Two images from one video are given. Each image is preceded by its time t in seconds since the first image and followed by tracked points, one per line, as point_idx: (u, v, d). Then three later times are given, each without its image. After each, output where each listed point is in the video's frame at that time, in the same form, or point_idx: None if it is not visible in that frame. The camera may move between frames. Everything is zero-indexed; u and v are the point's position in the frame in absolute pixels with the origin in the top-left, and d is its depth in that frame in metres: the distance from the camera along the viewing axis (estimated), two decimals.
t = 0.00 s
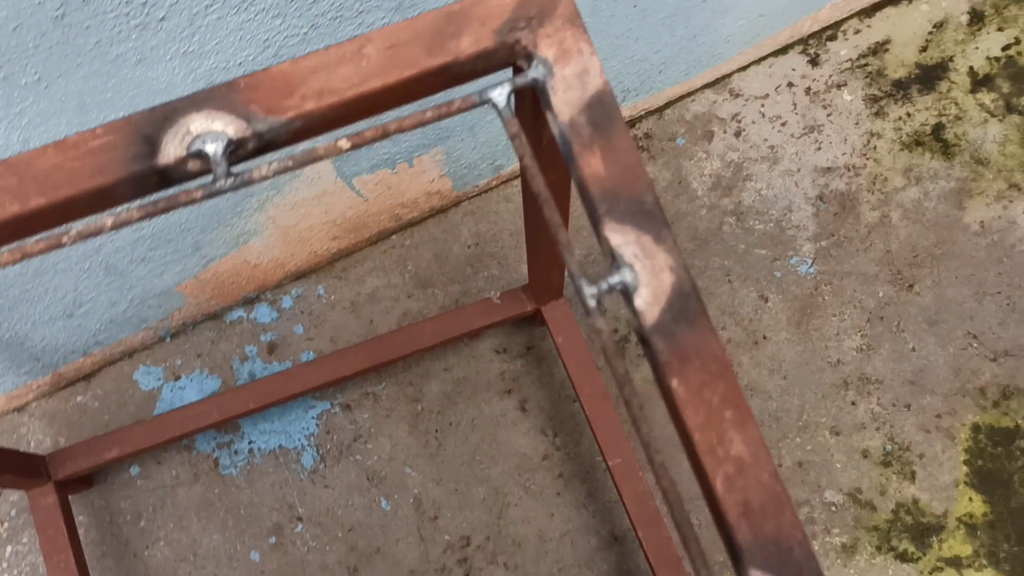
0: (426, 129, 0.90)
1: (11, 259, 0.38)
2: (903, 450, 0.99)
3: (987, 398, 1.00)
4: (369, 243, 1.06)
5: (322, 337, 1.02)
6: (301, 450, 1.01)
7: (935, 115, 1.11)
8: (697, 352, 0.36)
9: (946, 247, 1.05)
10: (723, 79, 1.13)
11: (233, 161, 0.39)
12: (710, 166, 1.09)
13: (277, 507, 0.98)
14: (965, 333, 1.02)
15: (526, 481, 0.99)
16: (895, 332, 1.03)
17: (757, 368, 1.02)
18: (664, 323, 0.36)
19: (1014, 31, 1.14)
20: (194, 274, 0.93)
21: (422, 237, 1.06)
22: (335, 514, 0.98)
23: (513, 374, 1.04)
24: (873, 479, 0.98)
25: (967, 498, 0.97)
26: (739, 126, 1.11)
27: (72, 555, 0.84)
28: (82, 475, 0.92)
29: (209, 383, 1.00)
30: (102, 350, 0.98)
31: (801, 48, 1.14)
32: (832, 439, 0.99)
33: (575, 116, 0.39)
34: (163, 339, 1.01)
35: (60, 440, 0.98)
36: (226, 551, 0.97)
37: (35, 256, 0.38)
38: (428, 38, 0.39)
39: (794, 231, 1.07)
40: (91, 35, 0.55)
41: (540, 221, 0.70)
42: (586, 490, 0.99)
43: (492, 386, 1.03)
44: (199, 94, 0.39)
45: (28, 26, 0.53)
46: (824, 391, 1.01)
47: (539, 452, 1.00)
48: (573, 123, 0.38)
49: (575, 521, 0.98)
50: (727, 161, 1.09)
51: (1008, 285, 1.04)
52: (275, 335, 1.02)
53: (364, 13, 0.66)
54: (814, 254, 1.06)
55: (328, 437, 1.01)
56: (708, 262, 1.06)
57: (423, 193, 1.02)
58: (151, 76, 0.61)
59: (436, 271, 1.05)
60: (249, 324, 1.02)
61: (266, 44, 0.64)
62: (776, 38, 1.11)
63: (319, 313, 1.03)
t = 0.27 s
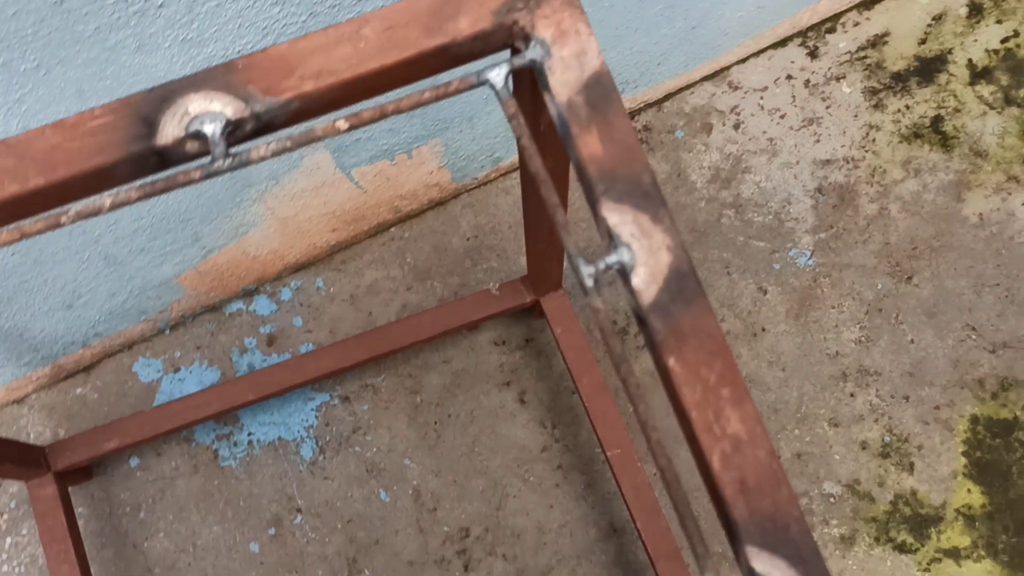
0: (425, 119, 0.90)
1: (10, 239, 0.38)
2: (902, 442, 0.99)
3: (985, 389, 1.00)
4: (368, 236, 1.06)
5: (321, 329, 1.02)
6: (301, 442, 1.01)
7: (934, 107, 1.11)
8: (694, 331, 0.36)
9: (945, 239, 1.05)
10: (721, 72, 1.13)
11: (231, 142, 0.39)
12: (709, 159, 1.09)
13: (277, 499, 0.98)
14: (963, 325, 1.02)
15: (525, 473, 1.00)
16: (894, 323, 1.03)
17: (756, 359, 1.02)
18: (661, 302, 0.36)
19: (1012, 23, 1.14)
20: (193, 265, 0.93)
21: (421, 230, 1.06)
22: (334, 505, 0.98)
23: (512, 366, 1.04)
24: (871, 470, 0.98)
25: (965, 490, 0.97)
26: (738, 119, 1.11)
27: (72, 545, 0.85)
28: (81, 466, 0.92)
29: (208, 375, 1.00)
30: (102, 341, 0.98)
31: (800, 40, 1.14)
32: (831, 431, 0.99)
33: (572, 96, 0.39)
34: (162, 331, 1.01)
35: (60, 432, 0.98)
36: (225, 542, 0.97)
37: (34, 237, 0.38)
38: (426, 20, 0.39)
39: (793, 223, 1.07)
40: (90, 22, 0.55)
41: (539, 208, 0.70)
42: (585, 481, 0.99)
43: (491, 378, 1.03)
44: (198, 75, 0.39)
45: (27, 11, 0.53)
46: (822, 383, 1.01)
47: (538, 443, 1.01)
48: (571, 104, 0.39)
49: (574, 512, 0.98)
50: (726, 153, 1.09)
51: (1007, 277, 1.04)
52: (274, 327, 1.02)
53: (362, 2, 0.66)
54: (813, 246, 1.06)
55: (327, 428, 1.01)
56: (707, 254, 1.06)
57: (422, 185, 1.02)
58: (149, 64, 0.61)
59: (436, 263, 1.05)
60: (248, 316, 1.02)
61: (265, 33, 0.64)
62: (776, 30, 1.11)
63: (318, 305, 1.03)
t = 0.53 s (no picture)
0: (424, 110, 0.90)
1: (7, 218, 0.38)
2: (900, 435, 0.99)
3: (983, 382, 1.00)
4: (367, 228, 1.05)
5: (319, 320, 1.02)
6: (299, 433, 1.01)
7: (933, 101, 1.11)
8: (690, 311, 0.36)
9: (943, 233, 1.05)
10: (721, 65, 1.13)
11: (228, 123, 0.39)
12: (708, 152, 1.09)
13: (275, 490, 0.98)
14: (962, 318, 1.02)
15: (523, 465, 1.00)
16: (892, 317, 1.03)
17: (754, 352, 1.02)
18: (657, 283, 0.37)
19: (1012, 17, 1.14)
20: (192, 256, 0.93)
21: (420, 222, 1.06)
22: (332, 497, 0.98)
23: (510, 358, 1.04)
24: (869, 463, 0.98)
25: (963, 483, 0.97)
26: (737, 112, 1.11)
27: (70, 536, 0.85)
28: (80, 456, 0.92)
29: (207, 366, 1.00)
30: (100, 332, 0.98)
31: (800, 34, 1.14)
32: (829, 423, 0.99)
33: (570, 78, 0.39)
34: (160, 322, 1.01)
35: (58, 423, 0.98)
36: (224, 533, 0.97)
37: (31, 216, 0.38)
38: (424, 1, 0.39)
39: (792, 216, 1.07)
40: (88, 7, 0.55)
41: (537, 196, 0.70)
42: (582, 473, 0.99)
43: (489, 370, 1.03)
44: (195, 55, 0.39)
45: None
46: (820, 376, 1.01)
47: (536, 436, 1.01)
48: (568, 85, 0.39)
49: (571, 504, 0.98)
50: (725, 147, 1.09)
51: (1005, 271, 1.04)
52: (273, 319, 1.02)
53: None
54: (811, 240, 1.06)
55: (325, 420, 1.01)
56: (705, 247, 1.06)
57: (420, 177, 1.02)
58: (148, 51, 0.61)
59: (434, 255, 1.04)
60: (247, 308, 1.02)
61: (264, 20, 0.64)
62: (775, 24, 1.11)
63: (317, 297, 1.03)
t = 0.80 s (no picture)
0: (422, 100, 0.90)
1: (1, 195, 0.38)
2: (896, 428, 0.99)
3: (980, 377, 1.00)
4: (365, 218, 1.05)
5: (317, 311, 1.02)
6: (295, 423, 1.01)
7: (933, 96, 1.11)
8: (684, 292, 0.36)
9: (941, 227, 1.05)
10: (720, 58, 1.13)
11: (224, 101, 0.39)
12: (706, 145, 1.09)
13: (271, 479, 0.98)
14: (959, 312, 1.02)
15: (519, 456, 1.00)
16: (889, 311, 1.03)
17: (751, 345, 1.02)
18: (651, 263, 0.37)
19: (1011, 12, 1.14)
20: (189, 244, 0.93)
21: (418, 213, 1.06)
22: (328, 486, 0.98)
23: (507, 350, 1.04)
24: (865, 456, 0.98)
25: (958, 477, 0.97)
26: (736, 105, 1.11)
27: (65, 523, 0.85)
28: (76, 443, 0.92)
29: (204, 355, 1.00)
30: (97, 320, 0.98)
31: (799, 27, 1.14)
32: (825, 417, 0.99)
33: (566, 58, 0.39)
34: (158, 311, 1.01)
35: (55, 411, 0.98)
36: (220, 522, 0.97)
37: (25, 193, 0.38)
38: None
39: (790, 210, 1.07)
40: None
41: (535, 184, 0.71)
42: (579, 464, 0.99)
43: (486, 361, 1.03)
44: (191, 34, 0.39)
45: None
46: (817, 369, 1.01)
47: (532, 427, 1.01)
48: (564, 66, 0.39)
49: (567, 495, 0.98)
50: (723, 140, 1.09)
51: (1003, 266, 1.04)
52: (270, 309, 1.02)
53: None
54: (809, 233, 1.06)
55: (322, 410, 1.01)
56: (703, 240, 1.06)
57: (419, 167, 1.02)
58: (145, 35, 0.61)
59: (432, 246, 1.04)
60: (244, 297, 1.02)
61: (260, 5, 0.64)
62: (775, 17, 1.11)
63: (314, 287, 1.03)
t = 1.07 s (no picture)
0: (421, 88, 0.90)
1: None
2: (892, 423, 0.99)
3: (976, 372, 1.00)
4: (363, 208, 1.05)
5: (314, 300, 1.01)
6: (291, 412, 1.01)
7: (932, 91, 1.11)
8: (678, 274, 0.36)
9: (939, 222, 1.05)
10: (720, 51, 1.12)
11: (219, 80, 0.39)
12: (705, 138, 1.09)
13: (266, 468, 0.98)
14: (956, 308, 1.02)
15: (514, 447, 1.00)
16: (886, 305, 1.03)
17: (748, 339, 1.02)
18: (645, 245, 0.36)
19: (1012, 8, 1.14)
20: (186, 231, 0.93)
21: (416, 203, 1.06)
22: (323, 476, 0.98)
23: (504, 341, 1.04)
24: (860, 450, 0.98)
25: (953, 472, 0.97)
26: (735, 99, 1.11)
27: (60, 508, 0.85)
28: (71, 430, 0.92)
29: (200, 344, 0.99)
30: (94, 307, 0.98)
31: (799, 21, 1.13)
32: (821, 410, 0.99)
33: (561, 39, 0.38)
34: (155, 299, 1.01)
35: (51, 398, 0.98)
36: (215, 510, 0.97)
37: (19, 169, 0.38)
38: None
39: (788, 203, 1.07)
40: None
41: (533, 172, 0.70)
42: (574, 455, 0.99)
43: (482, 352, 1.03)
44: (187, 11, 0.39)
45: None
46: (814, 363, 1.01)
47: (528, 418, 1.01)
48: (559, 47, 0.38)
49: (562, 487, 0.98)
50: (722, 133, 1.09)
51: (1000, 261, 1.04)
52: (267, 297, 1.01)
53: None
54: (807, 227, 1.06)
55: (318, 399, 1.01)
56: (701, 233, 1.06)
57: (417, 157, 1.01)
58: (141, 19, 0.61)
59: (430, 237, 1.04)
60: (241, 286, 1.02)
61: None
62: (775, 10, 1.11)
63: (311, 276, 1.03)
